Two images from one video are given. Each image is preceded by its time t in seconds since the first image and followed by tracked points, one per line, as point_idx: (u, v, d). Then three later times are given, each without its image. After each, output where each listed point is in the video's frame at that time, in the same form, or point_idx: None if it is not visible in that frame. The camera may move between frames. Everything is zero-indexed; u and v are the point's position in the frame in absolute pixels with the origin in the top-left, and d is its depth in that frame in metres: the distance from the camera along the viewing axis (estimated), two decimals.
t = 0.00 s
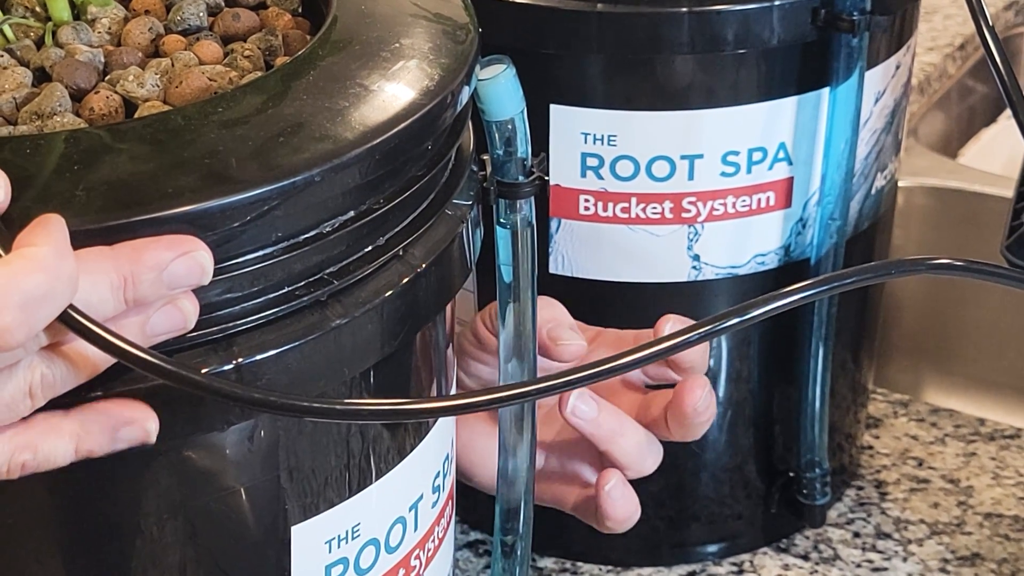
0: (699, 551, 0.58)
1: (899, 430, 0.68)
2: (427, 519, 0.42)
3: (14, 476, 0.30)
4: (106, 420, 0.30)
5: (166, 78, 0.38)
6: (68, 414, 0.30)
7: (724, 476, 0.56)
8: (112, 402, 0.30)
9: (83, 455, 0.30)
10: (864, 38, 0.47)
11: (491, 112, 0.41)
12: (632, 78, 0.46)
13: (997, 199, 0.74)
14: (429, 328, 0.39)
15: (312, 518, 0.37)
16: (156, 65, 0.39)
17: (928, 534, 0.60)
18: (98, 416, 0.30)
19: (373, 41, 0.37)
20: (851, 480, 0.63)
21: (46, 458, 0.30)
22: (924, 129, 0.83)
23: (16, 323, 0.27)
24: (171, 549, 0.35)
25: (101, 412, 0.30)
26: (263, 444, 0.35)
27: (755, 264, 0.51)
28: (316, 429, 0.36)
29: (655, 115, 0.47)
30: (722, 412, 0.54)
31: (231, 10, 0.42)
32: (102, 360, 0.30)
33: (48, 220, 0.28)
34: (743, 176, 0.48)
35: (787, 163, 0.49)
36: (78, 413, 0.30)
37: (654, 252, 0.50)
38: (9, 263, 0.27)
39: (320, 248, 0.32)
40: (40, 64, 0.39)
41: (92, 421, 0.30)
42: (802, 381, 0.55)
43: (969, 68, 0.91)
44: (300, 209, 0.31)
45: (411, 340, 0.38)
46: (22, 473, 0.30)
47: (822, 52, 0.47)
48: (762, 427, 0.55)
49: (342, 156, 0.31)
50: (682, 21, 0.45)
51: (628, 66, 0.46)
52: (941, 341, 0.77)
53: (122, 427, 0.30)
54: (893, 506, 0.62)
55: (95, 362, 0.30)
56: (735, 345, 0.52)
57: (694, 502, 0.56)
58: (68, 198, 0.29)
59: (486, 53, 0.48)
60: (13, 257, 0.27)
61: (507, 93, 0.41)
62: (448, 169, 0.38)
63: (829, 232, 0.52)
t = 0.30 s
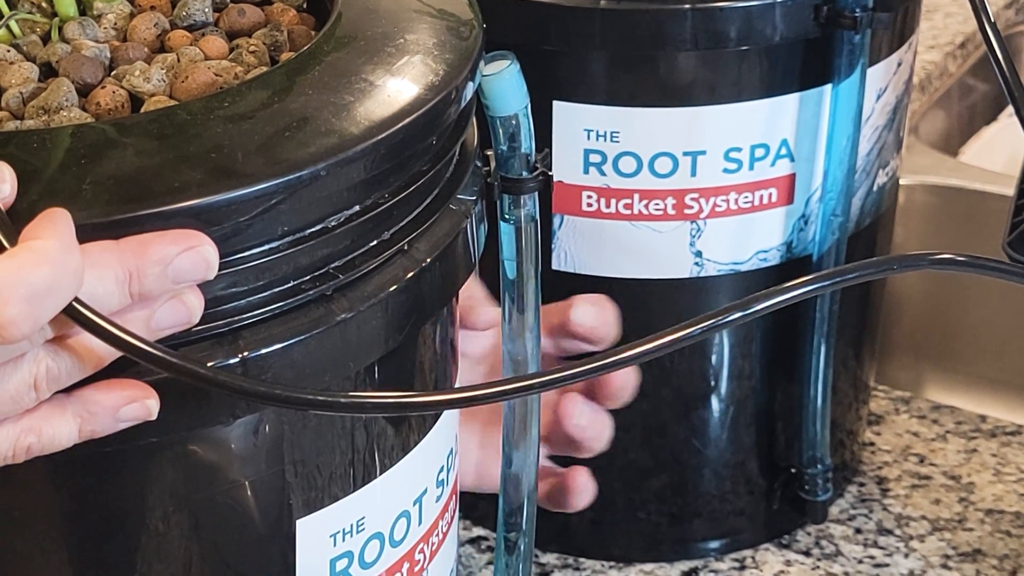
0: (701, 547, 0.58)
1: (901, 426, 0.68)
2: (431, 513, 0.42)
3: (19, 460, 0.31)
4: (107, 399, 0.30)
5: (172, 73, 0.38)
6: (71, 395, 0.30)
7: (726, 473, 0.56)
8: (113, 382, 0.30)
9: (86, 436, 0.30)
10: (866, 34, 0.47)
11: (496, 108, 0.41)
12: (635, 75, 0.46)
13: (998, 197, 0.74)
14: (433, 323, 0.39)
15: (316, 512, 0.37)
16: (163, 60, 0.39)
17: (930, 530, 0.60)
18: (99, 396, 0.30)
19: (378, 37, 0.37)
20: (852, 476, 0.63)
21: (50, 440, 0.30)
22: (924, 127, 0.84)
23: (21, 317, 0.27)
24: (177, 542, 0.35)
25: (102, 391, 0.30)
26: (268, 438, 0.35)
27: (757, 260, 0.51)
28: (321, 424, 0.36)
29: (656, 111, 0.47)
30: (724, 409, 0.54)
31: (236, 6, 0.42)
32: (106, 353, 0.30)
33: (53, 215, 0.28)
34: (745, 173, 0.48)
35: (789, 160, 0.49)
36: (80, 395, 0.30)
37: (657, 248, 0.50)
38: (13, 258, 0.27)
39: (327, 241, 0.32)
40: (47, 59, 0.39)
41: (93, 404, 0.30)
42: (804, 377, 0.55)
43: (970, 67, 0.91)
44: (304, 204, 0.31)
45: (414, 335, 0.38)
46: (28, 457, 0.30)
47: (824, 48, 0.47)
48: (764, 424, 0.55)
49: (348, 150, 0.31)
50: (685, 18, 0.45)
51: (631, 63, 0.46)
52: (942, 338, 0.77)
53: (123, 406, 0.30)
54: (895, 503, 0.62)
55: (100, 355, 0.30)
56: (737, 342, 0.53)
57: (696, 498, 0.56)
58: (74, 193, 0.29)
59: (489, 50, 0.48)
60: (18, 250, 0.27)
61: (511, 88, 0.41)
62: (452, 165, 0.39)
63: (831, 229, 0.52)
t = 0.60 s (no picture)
0: (703, 542, 0.58)
1: (902, 422, 0.68)
2: (431, 508, 0.42)
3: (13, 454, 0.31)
4: (101, 392, 0.30)
5: (173, 67, 0.38)
6: (66, 390, 0.30)
7: (727, 468, 0.56)
8: (107, 375, 0.30)
9: (82, 432, 0.30)
10: (868, 29, 0.47)
11: (499, 104, 0.41)
12: (637, 70, 0.46)
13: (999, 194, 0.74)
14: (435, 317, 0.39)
15: (315, 505, 0.37)
16: (164, 55, 0.39)
17: (931, 525, 0.60)
18: (94, 390, 0.30)
19: (380, 32, 0.37)
20: (854, 472, 0.63)
21: (45, 435, 0.30)
22: (925, 125, 0.84)
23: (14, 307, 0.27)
24: (181, 534, 0.35)
25: (97, 385, 0.30)
26: (271, 432, 0.35)
27: (759, 255, 0.51)
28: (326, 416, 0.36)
29: (658, 107, 0.47)
30: (726, 404, 0.54)
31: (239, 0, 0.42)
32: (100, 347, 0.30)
33: (47, 207, 0.28)
34: (747, 168, 0.48)
35: (790, 155, 0.49)
36: (75, 389, 0.30)
37: (658, 244, 0.50)
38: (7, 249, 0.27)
39: (330, 234, 0.33)
40: (49, 53, 0.39)
41: (88, 397, 0.30)
42: (805, 373, 0.55)
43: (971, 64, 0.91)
44: (308, 197, 0.31)
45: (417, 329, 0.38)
46: (23, 451, 0.30)
47: (825, 44, 0.47)
48: (766, 419, 0.56)
49: (351, 142, 0.31)
50: (687, 13, 0.45)
51: (633, 58, 0.46)
52: (942, 335, 0.78)
53: (118, 399, 0.30)
54: (896, 498, 0.62)
55: (95, 349, 0.30)
56: (738, 337, 0.53)
57: (698, 493, 0.56)
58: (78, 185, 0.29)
59: (492, 45, 0.48)
60: (12, 242, 0.27)
61: (513, 84, 0.41)
62: (454, 159, 0.39)
63: (832, 224, 0.52)
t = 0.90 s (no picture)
0: (704, 537, 0.58)
1: (903, 418, 0.68)
2: (403, 535, 0.40)
3: None
4: (29, 408, 0.29)
5: (140, 73, 0.38)
6: None
7: (729, 463, 0.56)
8: (34, 390, 0.30)
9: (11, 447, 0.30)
10: (868, 25, 0.47)
11: (490, 124, 0.40)
12: (638, 66, 0.46)
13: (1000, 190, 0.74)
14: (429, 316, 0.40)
15: (265, 527, 0.36)
16: (138, 61, 0.39)
17: (932, 520, 0.60)
18: (21, 405, 0.29)
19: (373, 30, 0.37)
20: (854, 467, 0.63)
21: None
22: (926, 122, 0.84)
23: None
24: (179, 528, 0.35)
25: (23, 400, 0.29)
26: (263, 436, 0.35)
27: (760, 250, 0.51)
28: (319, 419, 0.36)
29: (660, 103, 0.47)
30: (727, 400, 0.54)
31: (228, 9, 0.42)
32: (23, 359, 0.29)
33: None
34: (748, 163, 0.48)
35: (791, 150, 0.49)
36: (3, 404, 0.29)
37: (658, 239, 0.50)
38: None
39: (331, 227, 0.33)
40: (23, 54, 0.40)
41: (15, 413, 0.29)
42: (806, 369, 0.55)
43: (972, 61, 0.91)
44: (311, 190, 0.31)
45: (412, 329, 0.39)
46: None
47: (826, 39, 0.47)
48: (767, 414, 0.56)
49: (353, 136, 0.31)
50: (688, 9, 0.45)
51: (635, 54, 0.46)
52: (943, 332, 0.78)
53: (48, 413, 0.29)
54: (897, 493, 0.62)
55: (16, 363, 0.29)
56: (739, 333, 0.53)
57: (699, 488, 0.56)
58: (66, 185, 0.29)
59: (493, 42, 0.48)
60: None
61: (503, 104, 0.39)
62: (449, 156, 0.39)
63: (833, 219, 0.52)
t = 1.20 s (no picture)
0: (709, 528, 0.58)
1: (909, 409, 0.68)
2: (400, 528, 0.40)
3: None
4: (17, 394, 0.29)
5: (137, 60, 0.38)
6: None
7: (734, 454, 0.55)
8: (21, 376, 0.30)
9: None
10: (873, 12, 0.47)
11: (491, 113, 0.39)
12: (642, 53, 0.46)
13: (1005, 182, 0.74)
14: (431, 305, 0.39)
15: (258, 515, 0.36)
16: (135, 47, 0.39)
17: (939, 511, 0.60)
18: (9, 391, 0.29)
19: (372, 16, 0.37)
20: (860, 458, 0.63)
21: None
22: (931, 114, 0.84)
23: None
24: (182, 514, 0.35)
25: (11, 385, 0.29)
26: (266, 421, 0.35)
27: (765, 239, 0.51)
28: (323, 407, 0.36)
29: (664, 90, 0.47)
30: (733, 391, 0.54)
31: None
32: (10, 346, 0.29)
33: None
34: (753, 151, 0.48)
35: (796, 138, 0.49)
36: None
37: (663, 227, 0.50)
38: None
39: (334, 210, 0.33)
40: (20, 39, 0.39)
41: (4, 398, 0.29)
42: (811, 359, 0.55)
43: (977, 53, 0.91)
44: (313, 172, 0.31)
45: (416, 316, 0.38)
46: None
47: (831, 26, 0.47)
48: (773, 405, 0.55)
49: (357, 118, 0.31)
50: None
51: (638, 42, 0.46)
52: (948, 324, 0.77)
53: (35, 400, 0.29)
54: (904, 484, 0.62)
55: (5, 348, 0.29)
56: (744, 322, 0.52)
57: (704, 479, 0.56)
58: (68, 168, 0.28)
59: (495, 30, 0.48)
60: None
61: (505, 93, 0.39)
62: (451, 142, 0.39)
63: (838, 206, 0.52)
